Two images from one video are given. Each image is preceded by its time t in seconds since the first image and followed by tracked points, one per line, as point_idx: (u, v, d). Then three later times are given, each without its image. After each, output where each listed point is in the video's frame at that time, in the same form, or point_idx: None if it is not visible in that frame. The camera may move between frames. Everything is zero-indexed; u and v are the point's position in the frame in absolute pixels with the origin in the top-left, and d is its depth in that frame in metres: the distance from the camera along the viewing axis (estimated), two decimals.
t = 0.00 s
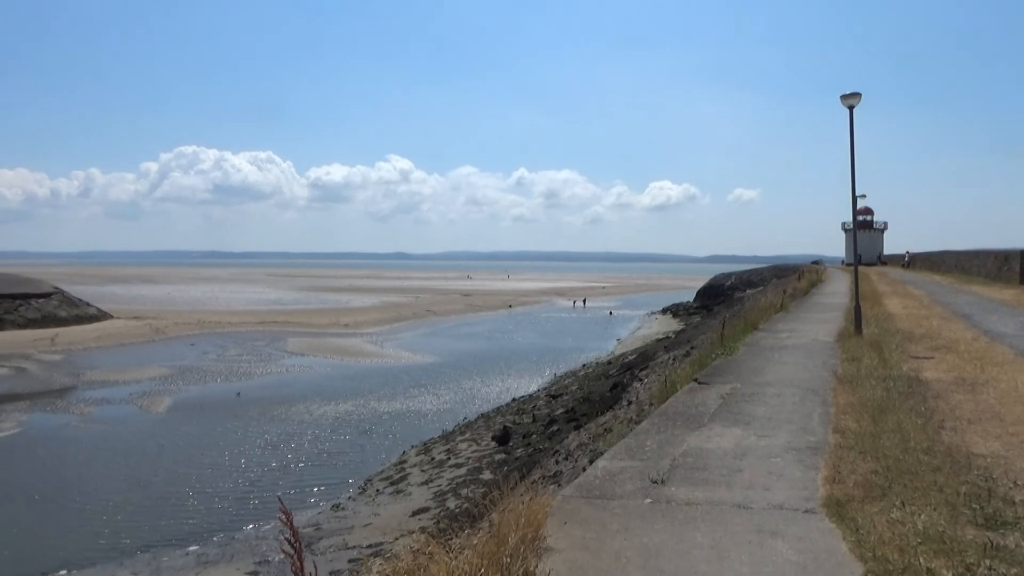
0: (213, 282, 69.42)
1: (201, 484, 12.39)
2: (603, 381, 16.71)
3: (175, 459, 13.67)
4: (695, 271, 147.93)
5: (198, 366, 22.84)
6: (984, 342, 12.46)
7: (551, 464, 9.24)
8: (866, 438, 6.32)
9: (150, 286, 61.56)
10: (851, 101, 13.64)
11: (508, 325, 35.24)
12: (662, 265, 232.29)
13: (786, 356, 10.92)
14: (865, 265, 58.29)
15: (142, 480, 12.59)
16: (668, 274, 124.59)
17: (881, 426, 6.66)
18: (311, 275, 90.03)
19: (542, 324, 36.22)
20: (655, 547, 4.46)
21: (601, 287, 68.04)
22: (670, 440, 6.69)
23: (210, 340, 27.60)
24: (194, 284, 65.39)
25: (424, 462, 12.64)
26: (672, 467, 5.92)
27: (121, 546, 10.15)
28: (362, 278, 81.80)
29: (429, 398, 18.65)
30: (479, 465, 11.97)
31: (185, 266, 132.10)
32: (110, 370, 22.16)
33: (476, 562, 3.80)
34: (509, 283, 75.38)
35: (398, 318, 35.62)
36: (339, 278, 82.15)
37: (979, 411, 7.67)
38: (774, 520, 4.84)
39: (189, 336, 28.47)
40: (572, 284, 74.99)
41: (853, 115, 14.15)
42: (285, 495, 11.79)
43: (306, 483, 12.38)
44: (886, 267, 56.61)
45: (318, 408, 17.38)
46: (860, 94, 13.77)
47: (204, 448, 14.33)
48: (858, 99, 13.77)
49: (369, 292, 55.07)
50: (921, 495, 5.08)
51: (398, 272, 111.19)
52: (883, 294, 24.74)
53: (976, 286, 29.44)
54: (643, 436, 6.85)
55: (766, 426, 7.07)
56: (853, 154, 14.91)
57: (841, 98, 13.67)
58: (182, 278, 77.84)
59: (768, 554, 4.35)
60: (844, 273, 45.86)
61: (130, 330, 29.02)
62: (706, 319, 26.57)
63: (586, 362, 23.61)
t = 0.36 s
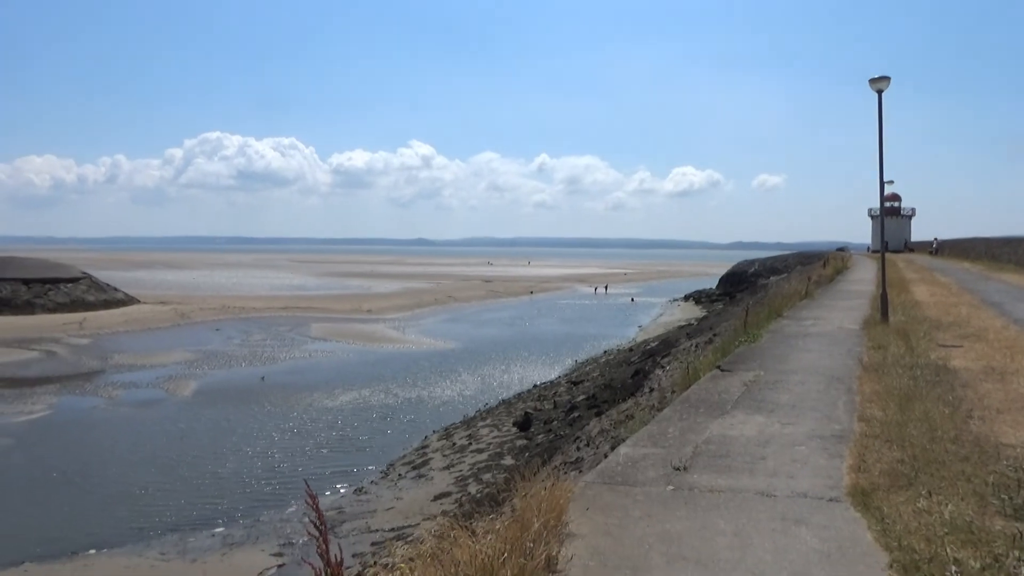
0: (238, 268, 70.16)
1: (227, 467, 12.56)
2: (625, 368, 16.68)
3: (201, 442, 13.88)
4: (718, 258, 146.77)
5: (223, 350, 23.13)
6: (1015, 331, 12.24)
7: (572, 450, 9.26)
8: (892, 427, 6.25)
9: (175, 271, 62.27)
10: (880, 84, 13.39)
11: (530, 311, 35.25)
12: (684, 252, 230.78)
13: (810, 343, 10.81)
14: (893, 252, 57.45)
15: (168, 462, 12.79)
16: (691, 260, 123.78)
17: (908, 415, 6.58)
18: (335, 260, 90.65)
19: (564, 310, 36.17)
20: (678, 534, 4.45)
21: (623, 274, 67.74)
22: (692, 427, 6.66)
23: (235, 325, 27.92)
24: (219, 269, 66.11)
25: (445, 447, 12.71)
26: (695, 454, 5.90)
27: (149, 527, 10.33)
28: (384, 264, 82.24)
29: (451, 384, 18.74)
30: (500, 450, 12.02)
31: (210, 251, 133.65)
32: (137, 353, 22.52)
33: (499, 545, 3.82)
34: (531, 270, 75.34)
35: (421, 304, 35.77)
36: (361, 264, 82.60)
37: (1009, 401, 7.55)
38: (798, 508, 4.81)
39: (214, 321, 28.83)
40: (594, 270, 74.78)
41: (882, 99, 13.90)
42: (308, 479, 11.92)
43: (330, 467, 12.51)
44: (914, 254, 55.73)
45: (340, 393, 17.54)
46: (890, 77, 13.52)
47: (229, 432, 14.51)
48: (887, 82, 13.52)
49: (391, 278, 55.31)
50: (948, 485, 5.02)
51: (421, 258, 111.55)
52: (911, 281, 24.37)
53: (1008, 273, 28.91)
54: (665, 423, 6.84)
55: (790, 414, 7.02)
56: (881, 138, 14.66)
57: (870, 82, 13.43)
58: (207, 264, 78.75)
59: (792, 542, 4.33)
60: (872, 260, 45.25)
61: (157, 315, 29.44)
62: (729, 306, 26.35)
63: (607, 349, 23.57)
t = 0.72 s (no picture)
0: (260, 259, 70.80)
1: (251, 456, 12.70)
2: (646, 360, 16.66)
3: (225, 431, 14.05)
4: (740, 250, 145.68)
5: (246, 341, 23.39)
6: None
7: (593, 442, 9.27)
8: (918, 421, 6.17)
9: (199, 263, 63.01)
10: (907, 74, 13.19)
11: (550, 303, 35.22)
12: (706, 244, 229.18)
13: (834, 336, 10.71)
14: (919, 244, 56.65)
15: (194, 451, 12.97)
16: (712, 252, 122.92)
17: (934, 409, 6.50)
18: (356, 252, 91.18)
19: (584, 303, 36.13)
20: (699, 527, 4.43)
21: (644, 266, 67.47)
22: (714, 420, 6.63)
23: (258, 316, 28.20)
24: (241, 261, 66.69)
25: (466, 438, 12.77)
26: (716, 447, 5.87)
27: (175, 515, 10.49)
28: (405, 256, 82.61)
29: (471, 376, 18.79)
30: (521, 442, 12.04)
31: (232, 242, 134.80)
32: (162, 343, 22.82)
33: (521, 536, 3.83)
34: (551, 262, 75.21)
35: (441, 296, 35.88)
36: (382, 255, 82.97)
37: None
38: (821, 502, 4.77)
39: (237, 311, 29.13)
40: (615, 262, 74.43)
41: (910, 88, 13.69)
42: (331, 468, 12.04)
43: (352, 457, 12.62)
44: (941, 246, 54.93)
45: (362, 384, 17.68)
46: (917, 67, 13.31)
47: (253, 421, 14.68)
48: (915, 72, 13.31)
49: (413, 270, 55.49)
50: (976, 480, 4.95)
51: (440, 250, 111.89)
52: (937, 274, 24.04)
53: None
54: (687, 416, 6.80)
55: (814, 407, 6.96)
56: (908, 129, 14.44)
57: (897, 71, 13.23)
58: (230, 254, 79.68)
59: (816, 536, 4.30)
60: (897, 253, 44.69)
61: (182, 305, 29.82)
62: (751, 298, 26.19)
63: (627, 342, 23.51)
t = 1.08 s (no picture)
0: (281, 248, 71.26)
1: (272, 443, 12.84)
2: (665, 350, 16.59)
3: (247, 419, 14.19)
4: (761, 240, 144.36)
5: (267, 329, 23.60)
6: None
7: (611, 431, 9.26)
8: (942, 413, 6.10)
9: (221, 251, 63.53)
10: (935, 60, 12.96)
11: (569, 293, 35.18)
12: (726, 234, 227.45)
13: (856, 327, 10.60)
14: (944, 234, 55.82)
15: (216, 438, 13.12)
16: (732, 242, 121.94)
17: (959, 402, 6.41)
18: (375, 241, 91.56)
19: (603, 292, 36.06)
20: (719, 518, 4.41)
21: (664, 256, 67.07)
22: (735, 411, 6.58)
23: (279, 304, 28.44)
24: (262, 250, 67.21)
25: (485, 427, 12.81)
26: (737, 439, 5.83)
27: (197, 500, 10.63)
28: (424, 245, 82.89)
29: (490, 365, 18.82)
30: (539, 431, 12.06)
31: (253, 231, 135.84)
32: (185, 331, 23.08)
33: (540, 525, 3.83)
34: (570, 251, 75.04)
35: (460, 285, 35.96)
36: (401, 245, 83.16)
37: None
38: (842, 494, 4.74)
39: (258, 300, 29.41)
40: (634, 252, 74.13)
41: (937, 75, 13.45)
42: (351, 456, 12.14)
43: (372, 445, 12.70)
44: (966, 236, 54.11)
45: (382, 372, 17.79)
46: (945, 53, 13.07)
47: (274, 408, 14.82)
48: (943, 58, 13.07)
49: (431, 259, 55.63)
50: (1001, 474, 4.88)
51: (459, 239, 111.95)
52: (963, 265, 23.69)
53: None
54: (707, 406, 6.76)
55: (836, 398, 6.90)
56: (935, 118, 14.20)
57: (924, 58, 13.00)
58: (250, 243, 80.34)
59: (837, 528, 4.27)
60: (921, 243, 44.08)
61: (204, 294, 30.14)
62: (772, 289, 25.99)
63: (646, 332, 23.44)
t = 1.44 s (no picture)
0: (297, 243, 71.78)
1: (288, 437, 12.92)
2: (680, 346, 16.56)
3: (263, 412, 14.29)
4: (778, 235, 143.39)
5: (283, 323, 23.75)
6: None
7: (626, 428, 9.24)
8: (961, 412, 6.04)
9: (238, 246, 63.91)
10: (956, 55, 12.80)
11: (584, 289, 35.12)
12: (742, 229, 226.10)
13: (875, 324, 10.51)
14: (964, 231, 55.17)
15: (233, 431, 13.23)
16: (748, 238, 121.25)
17: (979, 400, 6.35)
18: (390, 236, 91.86)
19: (618, 288, 35.97)
20: (735, 515, 4.40)
21: (680, 252, 66.80)
22: (750, 408, 6.55)
23: (295, 299, 28.61)
24: (278, 244, 67.74)
25: (499, 422, 12.83)
26: (753, 436, 5.81)
27: (213, 492, 10.72)
28: (439, 240, 83.17)
29: (504, 360, 18.84)
30: (554, 426, 12.06)
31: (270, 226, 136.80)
32: (202, 325, 23.29)
33: (555, 520, 3.84)
34: (585, 247, 74.98)
35: (474, 280, 36.01)
36: (416, 240, 83.25)
37: None
38: (859, 493, 4.71)
39: (275, 294, 29.61)
40: (649, 248, 73.91)
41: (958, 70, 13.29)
42: (367, 450, 12.20)
43: (386, 439, 12.75)
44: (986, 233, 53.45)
45: (397, 367, 17.85)
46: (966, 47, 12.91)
47: (290, 402, 14.91)
48: (964, 52, 12.91)
49: (446, 255, 55.70)
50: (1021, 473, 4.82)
51: (474, 235, 112.10)
52: (983, 262, 23.40)
53: None
54: (723, 403, 6.74)
55: (853, 396, 6.85)
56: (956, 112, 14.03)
57: (945, 52, 12.85)
58: (267, 238, 80.90)
59: (854, 526, 4.24)
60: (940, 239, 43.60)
61: (221, 288, 30.38)
62: (788, 285, 25.82)
63: (661, 328, 23.37)
